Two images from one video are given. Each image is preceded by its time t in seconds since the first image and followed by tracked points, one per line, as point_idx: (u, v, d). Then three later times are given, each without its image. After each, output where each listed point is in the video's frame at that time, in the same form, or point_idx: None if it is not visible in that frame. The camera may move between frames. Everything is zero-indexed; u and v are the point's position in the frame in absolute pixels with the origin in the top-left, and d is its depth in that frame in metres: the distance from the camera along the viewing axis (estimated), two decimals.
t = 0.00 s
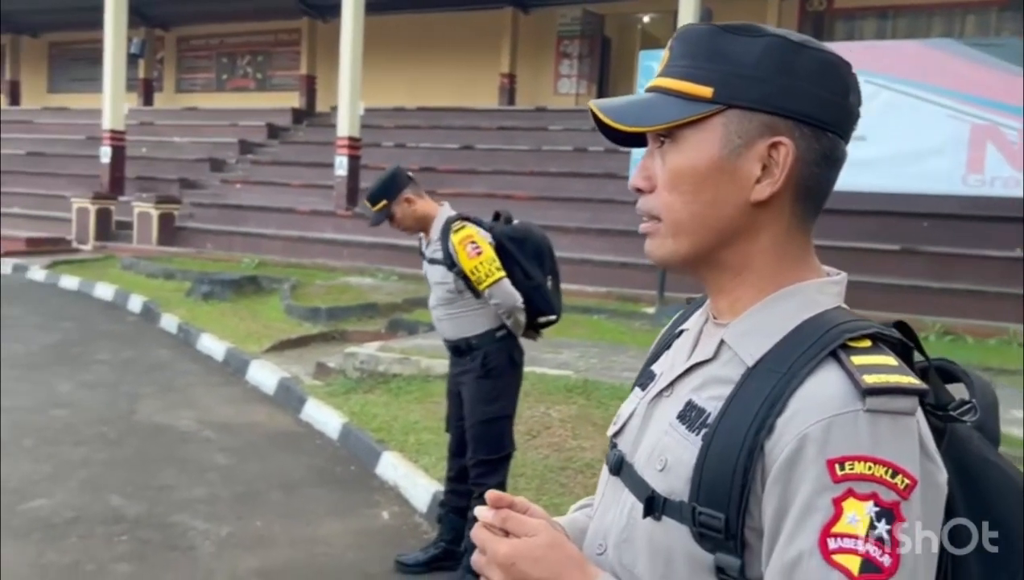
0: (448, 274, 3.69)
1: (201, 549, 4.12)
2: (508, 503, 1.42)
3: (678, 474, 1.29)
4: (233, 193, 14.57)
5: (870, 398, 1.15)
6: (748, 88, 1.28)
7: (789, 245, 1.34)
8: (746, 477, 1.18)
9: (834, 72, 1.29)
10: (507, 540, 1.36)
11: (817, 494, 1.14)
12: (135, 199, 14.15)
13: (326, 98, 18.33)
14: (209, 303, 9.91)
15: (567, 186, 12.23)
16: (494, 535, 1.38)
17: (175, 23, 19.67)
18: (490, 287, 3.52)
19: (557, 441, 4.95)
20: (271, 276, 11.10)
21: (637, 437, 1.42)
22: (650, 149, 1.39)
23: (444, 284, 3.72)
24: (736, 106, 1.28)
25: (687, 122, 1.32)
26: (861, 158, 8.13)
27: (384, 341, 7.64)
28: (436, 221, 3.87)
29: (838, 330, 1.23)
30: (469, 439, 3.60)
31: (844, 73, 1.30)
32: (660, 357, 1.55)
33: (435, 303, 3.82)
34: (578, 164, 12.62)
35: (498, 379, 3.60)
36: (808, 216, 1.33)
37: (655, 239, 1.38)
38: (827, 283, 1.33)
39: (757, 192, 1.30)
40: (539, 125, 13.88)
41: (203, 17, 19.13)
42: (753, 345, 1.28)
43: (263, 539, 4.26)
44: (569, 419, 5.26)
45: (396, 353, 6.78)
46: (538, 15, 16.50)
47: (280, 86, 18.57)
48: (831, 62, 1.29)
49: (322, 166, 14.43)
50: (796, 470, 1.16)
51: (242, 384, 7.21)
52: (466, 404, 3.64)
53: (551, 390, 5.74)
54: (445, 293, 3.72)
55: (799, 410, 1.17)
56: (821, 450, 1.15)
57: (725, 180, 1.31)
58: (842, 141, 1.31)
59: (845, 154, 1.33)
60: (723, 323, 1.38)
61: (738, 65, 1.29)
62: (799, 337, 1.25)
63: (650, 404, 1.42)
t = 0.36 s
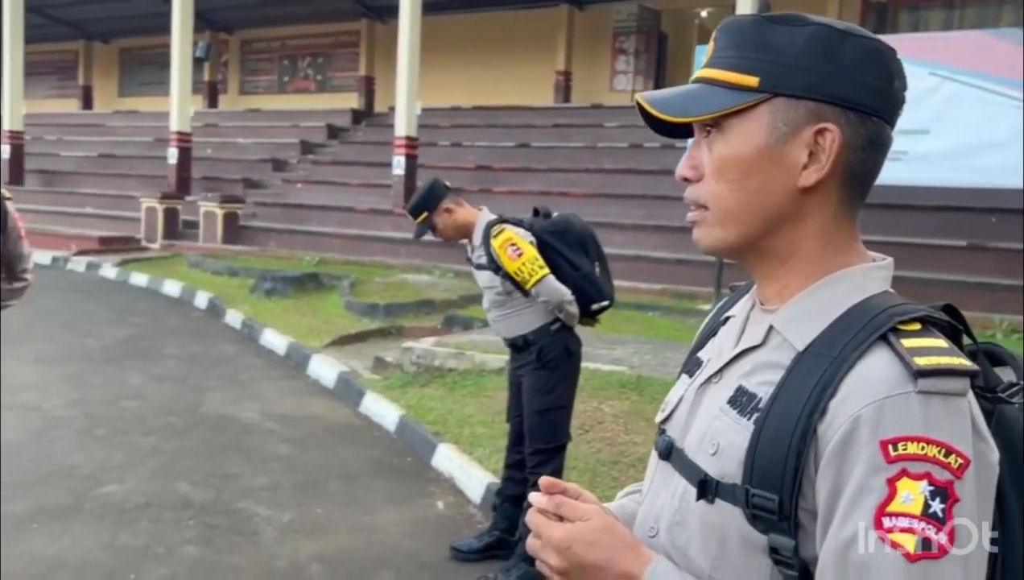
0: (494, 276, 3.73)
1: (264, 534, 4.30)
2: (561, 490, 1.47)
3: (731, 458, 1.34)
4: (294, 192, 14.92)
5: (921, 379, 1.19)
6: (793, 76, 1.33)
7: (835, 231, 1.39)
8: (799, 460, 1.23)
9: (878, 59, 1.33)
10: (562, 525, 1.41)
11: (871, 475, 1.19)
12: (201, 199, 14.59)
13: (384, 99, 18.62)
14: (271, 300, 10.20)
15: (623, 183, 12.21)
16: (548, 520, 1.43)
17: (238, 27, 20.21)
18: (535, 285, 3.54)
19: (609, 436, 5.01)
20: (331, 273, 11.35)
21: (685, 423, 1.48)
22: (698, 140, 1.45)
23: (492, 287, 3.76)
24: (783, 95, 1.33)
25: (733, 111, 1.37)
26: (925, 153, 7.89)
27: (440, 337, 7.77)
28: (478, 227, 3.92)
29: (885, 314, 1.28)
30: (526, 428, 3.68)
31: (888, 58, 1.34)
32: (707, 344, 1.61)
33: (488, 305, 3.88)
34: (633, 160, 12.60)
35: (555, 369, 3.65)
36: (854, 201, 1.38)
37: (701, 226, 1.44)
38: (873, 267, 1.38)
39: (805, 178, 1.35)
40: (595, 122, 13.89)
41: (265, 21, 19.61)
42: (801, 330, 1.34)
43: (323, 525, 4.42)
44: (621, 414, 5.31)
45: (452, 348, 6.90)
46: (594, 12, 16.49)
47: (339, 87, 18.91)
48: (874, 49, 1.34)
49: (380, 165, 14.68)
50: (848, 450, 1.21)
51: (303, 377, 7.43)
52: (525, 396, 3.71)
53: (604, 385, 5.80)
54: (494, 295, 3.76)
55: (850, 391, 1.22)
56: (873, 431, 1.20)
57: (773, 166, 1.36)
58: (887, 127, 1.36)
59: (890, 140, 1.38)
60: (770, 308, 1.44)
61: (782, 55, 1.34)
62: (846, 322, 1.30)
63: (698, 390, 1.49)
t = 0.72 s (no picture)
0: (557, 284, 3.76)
1: (345, 521, 4.48)
2: (641, 474, 1.51)
3: (811, 448, 1.38)
4: (373, 193, 15.27)
5: (1005, 370, 1.20)
6: (871, 70, 1.36)
7: (915, 222, 1.41)
8: (879, 451, 1.26)
9: (955, 48, 1.36)
10: (644, 508, 1.45)
11: (954, 465, 1.20)
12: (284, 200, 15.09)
13: (460, 100, 18.89)
14: (351, 298, 10.50)
15: (698, 180, 12.12)
16: (631, 504, 1.47)
17: (320, 33, 20.78)
18: (599, 285, 3.58)
19: (682, 433, 5.03)
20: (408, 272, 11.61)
21: (763, 414, 1.52)
22: (774, 138, 1.49)
23: (557, 295, 3.80)
24: (860, 89, 1.37)
25: (811, 108, 1.41)
26: (1018, 147, 7.63)
27: (514, 334, 7.89)
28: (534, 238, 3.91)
29: (969, 304, 1.30)
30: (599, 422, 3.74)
31: (964, 47, 1.37)
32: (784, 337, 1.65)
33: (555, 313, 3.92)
34: (709, 157, 12.49)
35: (627, 363, 3.69)
36: (935, 191, 1.40)
37: (780, 223, 1.47)
38: (954, 258, 1.40)
39: (884, 171, 1.38)
40: (670, 120, 13.81)
41: (346, 26, 20.11)
42: (881, 323, 1.37)
43: (402, 514, 4.58)
44: (695, 412, 5.32)
45: (526, 345, 7.01)
46: (670, 9, 16.37)
47: (416, 90, 19.26)
48: (951, 38, 1.37)
49: (457, 166, 14.91)
50: (931, 441, 1.22)
51: (381, 372, 7.65)
52: (598, 389, 3.77)
53: (678, 383, 5.81)
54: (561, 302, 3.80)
55: (931, 383, 1.24)
56: (956, 422, 1.21)
57: (852, 160, 1.39)
58: (967, 115, 1.37)
59: (970, 129, 1.40)
60: (850, 301, 1.47)
61: (859, 49, 1.38)
62: (928, 314, 1.32)
63: (776, 382, 1.53)
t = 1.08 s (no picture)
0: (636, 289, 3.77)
1: (439, 511, 4.67)
2: (721, 479, 1.58)
3: (887, 451, 1.44)
4: (466, 196, 15.57)
5: None
6: (947, 83, 1.41)
7: (993, 229, 1.45)
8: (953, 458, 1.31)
9: None
10: (726, 513, 1.53)
11: None
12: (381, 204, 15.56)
13: (552, 102, 19.03)
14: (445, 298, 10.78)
15: (795, 179, 11.90)
16: (713, 508, 1.55)
17: (416, 40, 21.30)
18: (678, 289, 3.58)
19: (773, 435, 5.02)
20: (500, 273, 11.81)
21: (843, 415, 1.58)
22: (848, 152, 1.53)
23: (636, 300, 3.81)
24: (938, 103, 1.41)
25: (887, 123, 1.45)
26: None
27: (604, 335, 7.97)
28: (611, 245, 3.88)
29: None
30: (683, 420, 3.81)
31: None
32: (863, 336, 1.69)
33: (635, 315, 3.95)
34: (806, 155, 12.24)
35: (711, 362, 3.75)
36: (1013, 198, 1.44)
37: (856, 234, 1.52)
38: None
39: (964, 182, 1.42)
40: (766, 118, 13.58)
41: (441, 32, 20.55)
42: (957, 329, 1.42)
43: (493, 506, 4.74)
44: (786, 414, 5.30)
45: (615, 345, 7.09)
46: (767, 5, 16.08)
47: (509, 93, 19.51)
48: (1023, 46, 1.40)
49: (549, 168, 15.06)
50: (1005, 449, 1.27)
51: (474, 370, 7.85)
52: (681, 388, 3.83)
53: (770, 385, 5.79)
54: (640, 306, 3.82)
55: (1004, 392, 1.28)
56: None
57: (929, 173, 1.43)
58: None
59: None
60: (926, 305, 1.52)
61: (933, 62, 1.42)
62: (1002, 321, 1.35)
63: (853, 384, 1.59)
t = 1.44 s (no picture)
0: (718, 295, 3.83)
1: (531, 510, 4.82)
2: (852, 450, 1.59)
3: (991, 469, 1.47)
4: (560, 202, 15.72)
5: None
6: None
7: None
8: None
9: None
10: (857, 482, 1.55)
11: None
12: (477, 210, 15.87)
13: (648, 106, 18.98)
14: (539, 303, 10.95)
15: (899, 182, 11.55)
16: (842, 472, 1.57)
17: (512, 47, 21.62)
18: (760, 296, 3.64)
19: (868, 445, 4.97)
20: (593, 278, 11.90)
21: (926, 426, 1.62)
22: (977, 169, 1.50)
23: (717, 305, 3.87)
24: None
25: None
26: None
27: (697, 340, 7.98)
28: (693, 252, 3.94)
29: None
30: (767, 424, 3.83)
31: None
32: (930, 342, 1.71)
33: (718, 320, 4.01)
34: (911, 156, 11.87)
35: (796, 368, 3.77)
36: None
37: (981, 256, 1.50)
38: None
39: None
40: (870, 119, 13.21)
41: (536, 40, 20.79)
42: None
43: (584, 507, 4.86)
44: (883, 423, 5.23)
45: (707, 351, 7.10)
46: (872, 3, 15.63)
47: (604, 98, 19.56)
48: None
49: (643, 173, 15.05)
50: None
51: (566, 374, 7.97)
52: (765, 394, 3.87)
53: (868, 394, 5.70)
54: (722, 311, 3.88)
55: None
56: None
57: None
58: None
59: None
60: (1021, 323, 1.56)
61: None
62: None
63: (936, 395, 1.62)
